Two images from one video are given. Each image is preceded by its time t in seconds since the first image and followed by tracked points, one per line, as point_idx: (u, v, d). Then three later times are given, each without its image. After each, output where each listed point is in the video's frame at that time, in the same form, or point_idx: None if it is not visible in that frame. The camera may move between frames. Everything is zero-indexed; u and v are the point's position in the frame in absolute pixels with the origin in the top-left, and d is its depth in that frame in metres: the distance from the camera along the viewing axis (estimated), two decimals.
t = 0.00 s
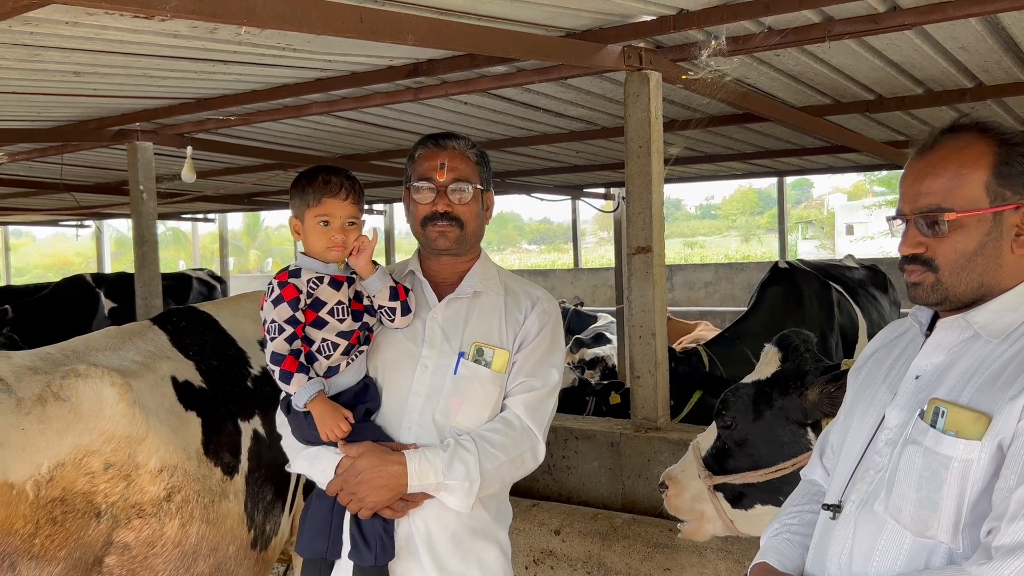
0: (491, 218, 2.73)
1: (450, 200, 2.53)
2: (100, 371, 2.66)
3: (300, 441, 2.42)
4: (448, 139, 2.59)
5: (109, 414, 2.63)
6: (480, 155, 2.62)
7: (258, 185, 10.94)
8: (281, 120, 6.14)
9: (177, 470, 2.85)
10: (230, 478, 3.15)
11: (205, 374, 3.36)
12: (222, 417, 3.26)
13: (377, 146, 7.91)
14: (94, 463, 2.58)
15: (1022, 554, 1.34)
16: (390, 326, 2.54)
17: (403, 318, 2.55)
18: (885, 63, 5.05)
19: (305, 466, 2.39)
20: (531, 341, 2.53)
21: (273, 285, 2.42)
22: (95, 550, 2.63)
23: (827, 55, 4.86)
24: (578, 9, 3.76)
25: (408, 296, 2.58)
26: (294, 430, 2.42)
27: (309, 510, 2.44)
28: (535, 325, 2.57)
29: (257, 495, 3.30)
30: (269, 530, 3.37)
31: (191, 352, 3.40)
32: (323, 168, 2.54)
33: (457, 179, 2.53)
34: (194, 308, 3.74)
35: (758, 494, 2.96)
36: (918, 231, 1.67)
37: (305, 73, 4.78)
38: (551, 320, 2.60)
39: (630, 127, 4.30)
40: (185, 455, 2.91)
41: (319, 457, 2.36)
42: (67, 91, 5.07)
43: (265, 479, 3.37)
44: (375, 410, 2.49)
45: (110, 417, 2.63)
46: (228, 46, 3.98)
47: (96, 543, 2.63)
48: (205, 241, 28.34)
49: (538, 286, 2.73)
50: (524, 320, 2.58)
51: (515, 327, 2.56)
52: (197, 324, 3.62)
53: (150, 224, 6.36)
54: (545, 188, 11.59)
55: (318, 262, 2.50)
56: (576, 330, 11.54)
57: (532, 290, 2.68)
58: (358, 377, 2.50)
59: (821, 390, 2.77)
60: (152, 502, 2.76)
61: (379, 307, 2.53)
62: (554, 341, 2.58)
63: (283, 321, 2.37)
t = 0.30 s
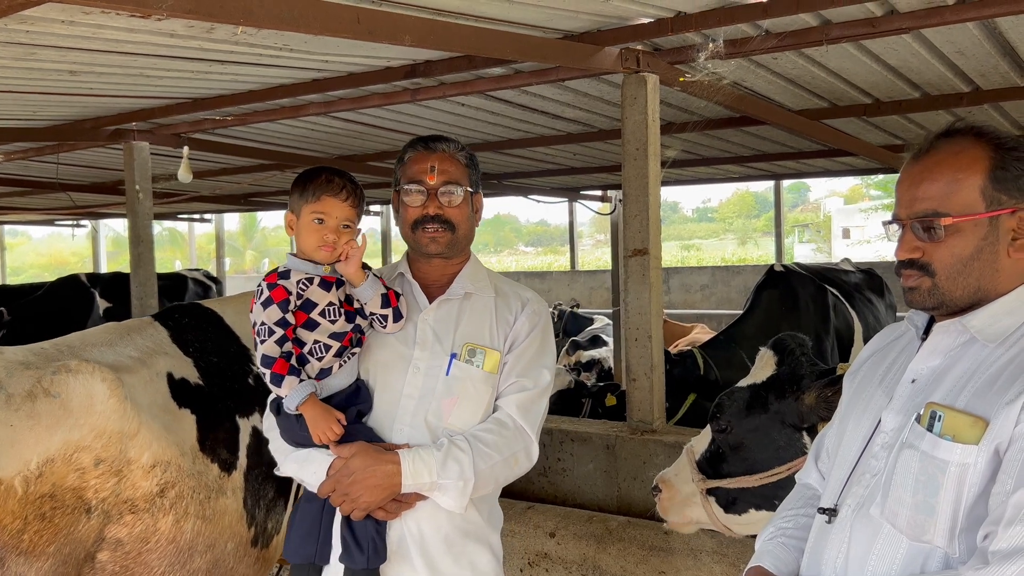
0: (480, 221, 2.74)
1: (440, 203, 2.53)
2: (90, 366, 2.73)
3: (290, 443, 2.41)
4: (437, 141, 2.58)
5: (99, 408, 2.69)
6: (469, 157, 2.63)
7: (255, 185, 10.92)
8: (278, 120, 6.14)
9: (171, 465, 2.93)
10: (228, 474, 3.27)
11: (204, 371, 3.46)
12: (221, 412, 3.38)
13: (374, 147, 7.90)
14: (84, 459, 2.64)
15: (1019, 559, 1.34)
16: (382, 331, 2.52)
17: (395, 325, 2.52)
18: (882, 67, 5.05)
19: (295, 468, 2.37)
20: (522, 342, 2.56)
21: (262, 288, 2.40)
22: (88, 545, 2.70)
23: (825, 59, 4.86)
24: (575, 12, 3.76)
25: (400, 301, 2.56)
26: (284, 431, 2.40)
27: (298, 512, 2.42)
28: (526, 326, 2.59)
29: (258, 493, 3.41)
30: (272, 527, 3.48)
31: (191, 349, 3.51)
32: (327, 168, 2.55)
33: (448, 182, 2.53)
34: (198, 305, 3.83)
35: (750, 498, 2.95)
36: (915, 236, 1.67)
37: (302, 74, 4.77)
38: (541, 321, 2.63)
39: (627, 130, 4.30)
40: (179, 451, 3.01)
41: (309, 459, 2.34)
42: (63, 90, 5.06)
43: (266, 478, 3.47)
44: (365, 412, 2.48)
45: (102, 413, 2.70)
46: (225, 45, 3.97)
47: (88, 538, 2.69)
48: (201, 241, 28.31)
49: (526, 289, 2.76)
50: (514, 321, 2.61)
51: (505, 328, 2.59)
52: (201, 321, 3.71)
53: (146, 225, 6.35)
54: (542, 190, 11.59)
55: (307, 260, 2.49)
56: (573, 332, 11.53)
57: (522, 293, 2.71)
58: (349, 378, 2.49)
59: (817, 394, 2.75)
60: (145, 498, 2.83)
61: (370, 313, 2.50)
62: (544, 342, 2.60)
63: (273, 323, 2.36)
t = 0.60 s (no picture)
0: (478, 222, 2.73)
1: (438, 202, 2.53)
2: (78, 361, 2.72)
3: (282, 442, 2.41)
4: (436, 142, 2.58)
5: (85, 403, 2.69)
6: (467, 159, 2.63)
7: (251, 185, 10.90)
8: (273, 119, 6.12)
9: (160, 462, 2.94)
10: (222, 473, 3.28)
11: (198, 369, 3.46)
12: (213, 410, 3.38)
13: (370, 147, 7.89)
14: (70, 453, 2.63)
15: (1014, 561, 1.34)
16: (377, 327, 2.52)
17: (390, 320, 2.53)
18: (878, 68, 5.05)
19: (286, 467, 2.37)
20: (517, 341, 2.56)
21: (253, 286, 2.40)
22: (76, 540, 2.70)
23: (821, 60, 4.86)
24: (572, 12, 3.76)
25: (394, 298, 2.57)
26: (276, 429, 2.40)
27: (289, 512, 2.42)
28: (521, 325, 2.59)
29: (254, 491, 3.41)
30: (270, 527, 3.47)
31: (187, 347, 3.50)
32: (311, 167, 2.54)
33: (446, 182, 2.53)
34: (200, 303, 3.83)
35: (744, 500, 2.96)
36: (910, 238, 1.67)
37: (298, 73, 4.75)
38: (535, 321, 2.63)
39: (624, 130, 4.30)
40: (168, 447, 3.02)
41: (301, 458, 2.34)
42: (58, 88, 5.04)
43: (263, 477, 3.46)
44: (360, 410, 2.47)
45: (89, 408, 2.69)
46: (220, 44, 3.96)
47: (77, 534, 2.69)
48: (197, 240, 28.26)
49: (520, 290, 2.76)
50: (509, 321, 2.61)
51: (500, 327, 2.59)
52: (200, 319, 3.71)
53: (142, 224, 6.33)
54: (539, 190, 11.58)
55: (300, 261, 2.49)
56: (569, 332, 11.51)
57: (516, 294, 2.71)
58: (342, 374, 2.47)
59: (812, 395, 2.75)
60: (134, 493, 2.84)
61: (364, 309, 2.51)
62: (539, 342, 2.60)
63: (264, 320, 2.36)
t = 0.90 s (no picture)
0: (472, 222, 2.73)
1: (433, 200, 2.52)
2: (72, 360, 2.71)
3: (277, 441, 2.40)
4: (431, 141, 2.58)
5: (78, 401, 2.69)
6: (462, 158, 2.62)
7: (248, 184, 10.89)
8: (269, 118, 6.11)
9: (152, 461, 2.94)
10: (215, 473, 3.27)
11: (192, 370, 3.45)
12: (205, 411, 3.37)
13: (367, 146, 7.88)
14: (62, 453, 2.63)
15: (1008, 560, 1.34)
16: (372, 322, 2.52)
17: (385, 315, 2.53)
18: (874, 67, 5.05)
19: (282, 467, 2.36)
20: (513, 339, 2.57)
21: (248, 282, 2.40)
22: (69, 540, 2.69)
23: (817, 59, 4.87)
24: (568, 11, 3.76)
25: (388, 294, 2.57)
26: (271, 428, 2.39)
27: (286, 512, 2.41)
28: (516, 323, 2.60)
29: (250, 491, 3.40)
30: (266, 527, 3.47)
31: (182, 348, 3.50)
32: (301, 165, 2.54)
33: (441, 180, 2.53)
34: (196, 303, 3.82)
35: (746, 501, 2.95)
36: (903, 237, 1.66)
37: (294, 71, 4.75)
38: (530, 320, 2.64)
39: (620, 129, 4.29)
40: (159, 447, 3.01)
41: (296, 457, 2.33)
42: (53, 87, 5.03)
43: (259, 477, 3.46)
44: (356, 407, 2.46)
45: (82, 407, 2.69)
46: (216, 43, 3.95)
47: (70, 533, 2.69)
48: (193, 239, 28.24)
49: (515, 288, 2.76)
50: (505, 319, 2.62)
51: (496, 325, 2.59)
52: (196, 320, 3.70)
53: (137, 223, 6.31)
54: (536, 189, 11.58)
55: (296, 257, 2.48)
56: (565, 332, 11.51)
57: (510, 293, 2.71)
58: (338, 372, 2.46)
59: (808, 397, 2.76)
60: (126, 493, 2.84)
61: (359, 303, 2.52)
62: (534, 340, 2.61)
63: (258, 316, 2.35)
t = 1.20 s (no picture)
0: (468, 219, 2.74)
1: (435, 202, 2.52)
2: (72, 357, 2.70)
3: (273, 438, 2.39)
4: (427, 142, 2.57)
5: (79, 399, 2.68)
6: (457, 158, 2.62)
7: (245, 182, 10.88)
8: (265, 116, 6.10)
9: (152, 459, 2.93)
10: (215, 472, 3.27)
11: (191, 369, 3.45)
12: (204, 410, 3.37)
13: (364, 144, 7.88)
14: (63, 450, 2.63)
15: (1003, 556, 1.34)
16: (369, 318, 2.51)
17: (382, 312, 2.52)
18: (871, 65, 5.06)
19: (277, 464, 2.36)
20: (509, 337, 2.57)
21: (243, 282, 2.39)
22: (69, 538, 2.69)
23: (814, 57, 4.87)
24: (564, 8, 3.76)
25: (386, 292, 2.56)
26: (267, 425, 2.38)
27: (282, 509, 2.41)
28: (513, 322, 2.60)
29: (251, 490, 3.40)
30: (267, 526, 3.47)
31: (181, 346, 3.50)
32: (298, 162, 2.54)
33: (440, 182, 2.53)
34: (194, 302, 3.82)
35: (738, 496, 2.95)
36: (897, 233, 1.66)
37: (290, 69, 4.75)
38: (527, 318, 2.64)
39: (616, 127, 4.29)
40: (159, 446, 3.01)
41: (292, 454, 2.33)
42: (50, 85, 5.02)
43: (260, 475, 3.46)
44: (350, 402, 2.46)
45: (82, 404, 2.69)
46: (212, 41, 3.95)
47: (70, 531, 2.69)
48: (190, 237, 28.20)
49: (512, 287, 2.76)
50: (501, 318, 2.62)
51: (492, 324, 2.60)
52: (195, 318, 3.70)
53: (134, 221, 6.30)
54: (533, 187, 11.59)
55: (292, 256, 2.48)
56: (563, 330, 11.53)
57: (507, 292, 2.71)
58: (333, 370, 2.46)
59: (805, 392, 2.73)
60: (126, 491, 2.84)
61: (357, 300, 2.51)
62: (530, 338, 2.61)
63: (254, 316, 2.34)
